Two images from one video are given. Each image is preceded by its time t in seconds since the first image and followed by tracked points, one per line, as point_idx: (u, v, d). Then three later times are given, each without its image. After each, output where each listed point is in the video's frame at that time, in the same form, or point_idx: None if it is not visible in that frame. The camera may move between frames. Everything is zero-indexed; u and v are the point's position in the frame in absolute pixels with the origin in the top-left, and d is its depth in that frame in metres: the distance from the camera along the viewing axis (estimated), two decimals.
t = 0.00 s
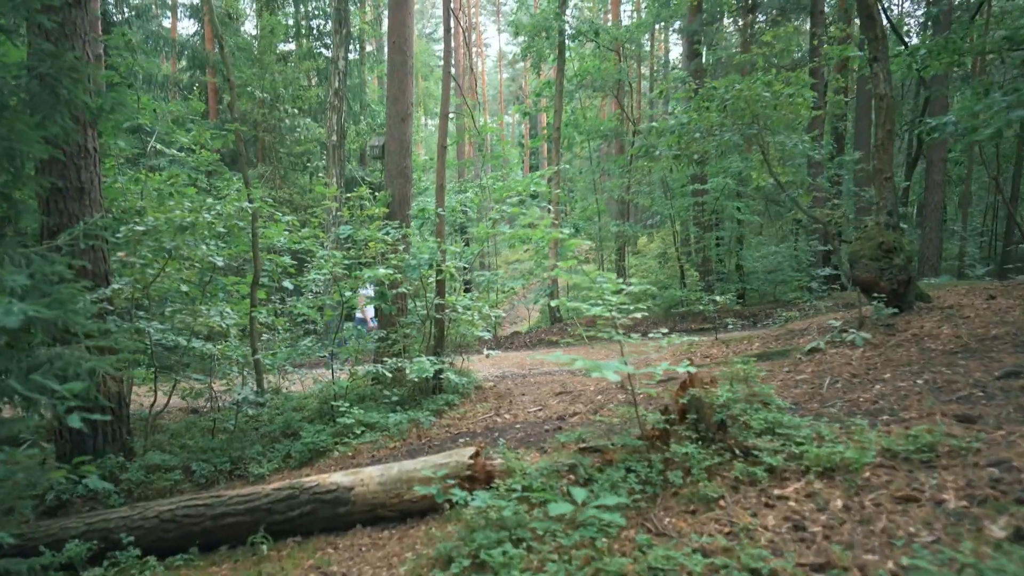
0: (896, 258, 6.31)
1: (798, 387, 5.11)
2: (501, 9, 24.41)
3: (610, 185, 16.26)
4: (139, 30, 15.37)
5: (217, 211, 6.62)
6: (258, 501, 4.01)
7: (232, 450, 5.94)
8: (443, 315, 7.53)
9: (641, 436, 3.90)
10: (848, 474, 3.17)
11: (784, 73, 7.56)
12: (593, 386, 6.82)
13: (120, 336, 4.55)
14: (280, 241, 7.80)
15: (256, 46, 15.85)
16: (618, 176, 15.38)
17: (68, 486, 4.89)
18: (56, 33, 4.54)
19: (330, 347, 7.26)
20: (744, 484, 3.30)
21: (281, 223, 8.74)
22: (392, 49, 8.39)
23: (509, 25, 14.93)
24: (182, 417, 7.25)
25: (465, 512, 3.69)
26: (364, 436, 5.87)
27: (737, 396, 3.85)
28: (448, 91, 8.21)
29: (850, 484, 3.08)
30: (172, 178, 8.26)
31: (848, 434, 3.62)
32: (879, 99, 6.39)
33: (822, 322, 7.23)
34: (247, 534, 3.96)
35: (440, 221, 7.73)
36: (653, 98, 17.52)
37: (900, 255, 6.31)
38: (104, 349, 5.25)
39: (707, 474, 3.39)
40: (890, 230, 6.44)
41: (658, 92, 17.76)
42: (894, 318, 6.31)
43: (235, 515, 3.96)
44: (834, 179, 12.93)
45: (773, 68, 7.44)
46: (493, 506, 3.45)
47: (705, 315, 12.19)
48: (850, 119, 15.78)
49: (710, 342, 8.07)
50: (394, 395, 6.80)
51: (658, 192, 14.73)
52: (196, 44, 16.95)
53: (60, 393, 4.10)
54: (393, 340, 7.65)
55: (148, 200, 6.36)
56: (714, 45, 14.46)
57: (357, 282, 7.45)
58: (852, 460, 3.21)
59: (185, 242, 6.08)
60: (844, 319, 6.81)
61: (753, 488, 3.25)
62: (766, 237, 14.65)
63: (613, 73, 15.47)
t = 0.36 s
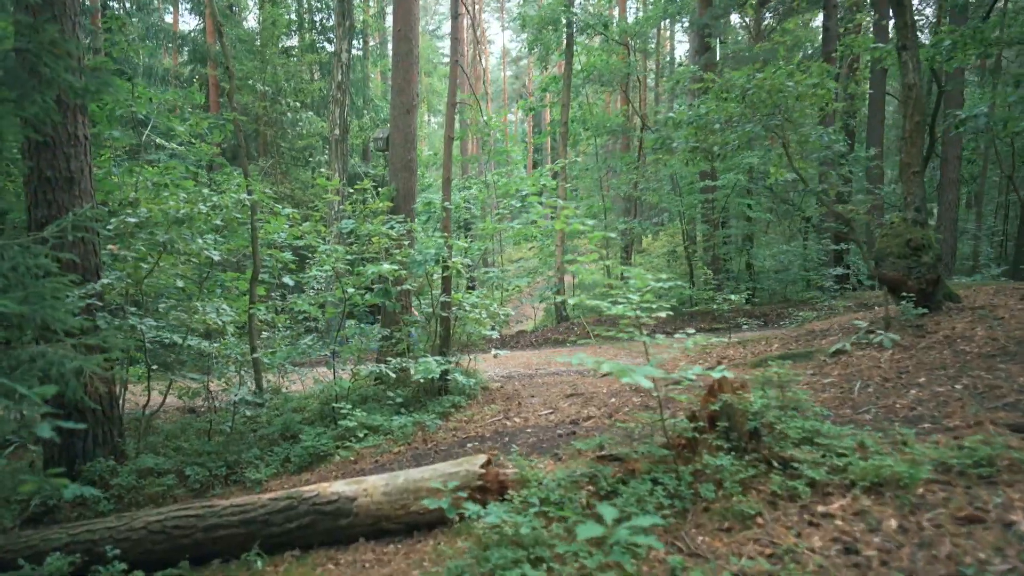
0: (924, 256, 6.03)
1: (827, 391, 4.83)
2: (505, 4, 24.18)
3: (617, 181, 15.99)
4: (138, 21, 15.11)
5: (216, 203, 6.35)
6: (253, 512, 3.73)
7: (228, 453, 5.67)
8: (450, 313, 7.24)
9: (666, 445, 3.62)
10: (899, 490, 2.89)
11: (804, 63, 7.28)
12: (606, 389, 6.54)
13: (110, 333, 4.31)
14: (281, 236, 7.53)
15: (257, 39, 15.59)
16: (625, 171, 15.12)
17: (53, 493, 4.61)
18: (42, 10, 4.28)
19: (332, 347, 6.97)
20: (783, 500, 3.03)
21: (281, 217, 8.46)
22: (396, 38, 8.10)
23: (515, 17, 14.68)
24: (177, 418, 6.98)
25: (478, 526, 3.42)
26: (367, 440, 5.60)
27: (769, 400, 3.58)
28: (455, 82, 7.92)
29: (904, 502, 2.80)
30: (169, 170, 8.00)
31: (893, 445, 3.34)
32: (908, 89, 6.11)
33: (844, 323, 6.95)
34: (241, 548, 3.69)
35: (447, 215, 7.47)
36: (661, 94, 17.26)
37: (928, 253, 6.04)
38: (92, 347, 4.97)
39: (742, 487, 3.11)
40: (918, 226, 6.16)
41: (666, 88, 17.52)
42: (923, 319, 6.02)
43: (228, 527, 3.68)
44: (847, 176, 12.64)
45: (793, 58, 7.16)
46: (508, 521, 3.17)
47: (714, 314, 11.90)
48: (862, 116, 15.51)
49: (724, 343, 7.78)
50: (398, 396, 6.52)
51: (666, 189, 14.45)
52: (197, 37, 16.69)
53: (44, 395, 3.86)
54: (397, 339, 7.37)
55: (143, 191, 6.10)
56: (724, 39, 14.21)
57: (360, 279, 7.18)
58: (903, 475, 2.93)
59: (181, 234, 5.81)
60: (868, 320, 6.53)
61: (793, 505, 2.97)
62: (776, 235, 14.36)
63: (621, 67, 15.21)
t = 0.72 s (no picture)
0: (958, 254, 5.75)
1: (864, 398, 4.54)
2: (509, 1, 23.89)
3: (625, 179, 15.71)
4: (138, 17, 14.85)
5: (216, 199, 6.08)
6: (255, 529, 3.45)
7: (229, 462, 5.39)
8: (460, 314, 6.96)
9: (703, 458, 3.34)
10: (971, 513, 2.61)
11: (827, 53, 7.01)
12: (624, 393, 6.25)
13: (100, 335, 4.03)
14: (283, 233, 7.26)
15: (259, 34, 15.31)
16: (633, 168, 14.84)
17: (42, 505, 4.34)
18: None
19: (337, 349, 6.69)
20: (838, 522, 2.75)
21: (284, 214, 8.17)
22: (404, 30, 7.85)
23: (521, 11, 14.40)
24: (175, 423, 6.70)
25: (499, 547, 3.14)
26: (376, 448, 5.32)
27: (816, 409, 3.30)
28: (464, 74, 7.64)
29: (978, 527, 2.52)
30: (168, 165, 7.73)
31: (953, 459, 3.06)
32: (942, 79, 5.82)
33: (871, 325, 6.66)
34: (243, 569, 3.41)
35: (456, 212, 7.19)
36: (669, 90, 16.99)
37: (962, 250, 5.75)
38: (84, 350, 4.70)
39: (792, 508, 2.83)
40: (951, 223, 5.88)
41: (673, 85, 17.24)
42: (957, 320, 5.74)
43: (229, 546, 3.41)
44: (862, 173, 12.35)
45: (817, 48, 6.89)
46: (534, 543, 2.90)
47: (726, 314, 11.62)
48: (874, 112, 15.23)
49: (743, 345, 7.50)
50: (406, 400, 6.24)
51: (675, 186, 14.17)
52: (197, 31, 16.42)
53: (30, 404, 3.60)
54: (405, 341, 7.09)
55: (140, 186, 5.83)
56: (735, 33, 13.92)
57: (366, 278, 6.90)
58: (975, 495, 2.65)
59: (178, 231, 5.53)
60: (898, 321, 6.24)
61: (852, 527, 2.69)
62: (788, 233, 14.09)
63: (628, 63, 14.94)
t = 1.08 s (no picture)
0: (990, 251, 5.51)
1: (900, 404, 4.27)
2: None
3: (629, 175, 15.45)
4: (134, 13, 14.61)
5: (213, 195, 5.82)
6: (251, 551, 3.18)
7: (226, 472, 5.12)
8: (466, 315, 6.69)
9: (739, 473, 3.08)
10: None
11: (847, 44, 6.76)
12: (638, 397, 5.99)
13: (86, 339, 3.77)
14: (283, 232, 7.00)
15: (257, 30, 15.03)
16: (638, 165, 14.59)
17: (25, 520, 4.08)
18: None
19: (338, 351, 6.42)
20: (897, 546, 2.48)
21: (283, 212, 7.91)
22: (406, 20, 7.59)
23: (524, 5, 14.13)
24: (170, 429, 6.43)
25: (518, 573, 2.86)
26: (380, 456, 5.05)
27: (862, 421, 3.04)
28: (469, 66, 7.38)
29: None
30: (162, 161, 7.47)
31: (1016, 475, 2.79)
32: (971, 68, 5.56)
33: (895, 326, 6.39)
34: None
35: (462, 208, 6.92)
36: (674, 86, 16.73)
37: (994, 247, 5.49)
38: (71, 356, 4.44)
39: (844, 531, 2.56)
40: (982, 218, 5.62)
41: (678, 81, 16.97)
42: (989, 320, 5.48)
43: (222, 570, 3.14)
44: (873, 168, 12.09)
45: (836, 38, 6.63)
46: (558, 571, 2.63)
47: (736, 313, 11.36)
48: (883, 108, 14.97)
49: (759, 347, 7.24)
50: (411, 406, 5.96)
51: (681, 183, 13.91)
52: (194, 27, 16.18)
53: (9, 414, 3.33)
54: (409, 343, 6.82)
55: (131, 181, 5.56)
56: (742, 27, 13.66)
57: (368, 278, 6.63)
58: None
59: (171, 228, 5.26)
60: (924, 322, 5.98)
61: (914, 554, 2.42)
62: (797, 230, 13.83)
63: (633, 58, 14.67)
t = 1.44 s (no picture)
0: (1016, 248, 5.23)
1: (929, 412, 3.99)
2: None
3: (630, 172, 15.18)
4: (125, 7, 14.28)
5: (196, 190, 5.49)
6: None
7: (210, 483, 4.83)
8: (465, 316, 6.40)
9: (766, 491, 2.80)
10: None
11: (862, 31, 6.46)
12: (646, 401, 5.70)
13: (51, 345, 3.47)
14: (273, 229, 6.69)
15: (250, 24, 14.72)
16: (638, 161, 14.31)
17: None
18: None
19: (331, 354, 6.13)
20: None
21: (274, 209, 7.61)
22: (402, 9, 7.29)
23: None
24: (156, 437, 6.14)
25: None
26: (375, 466, 4.77)
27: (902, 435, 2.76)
28: (468, 57, 7.09)
29: None
30: (148, 156, 7.15)
31: None
32: (996, 55, 5.28)
33: (913, 326, 6.12)
34: None
35: (460, 204, 6.63)
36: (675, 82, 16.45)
37: (1021, 244, 5.21)
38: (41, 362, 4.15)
39: (892, 563, 2.28)
40: (1007, 214, 5.35)
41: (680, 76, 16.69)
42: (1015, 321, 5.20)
43: None
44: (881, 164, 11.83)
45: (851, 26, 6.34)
46: None
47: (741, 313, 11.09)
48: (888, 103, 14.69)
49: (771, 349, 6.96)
50: (407, 411, 5.68)
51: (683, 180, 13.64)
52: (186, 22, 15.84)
53: None
54: (405, 345, 6.52)
55: (109, 175, 5.23)
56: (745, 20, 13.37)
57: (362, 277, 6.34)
58: None
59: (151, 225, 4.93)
60: (945, 323, 5.70)
61: None
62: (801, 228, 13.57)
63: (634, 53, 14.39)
